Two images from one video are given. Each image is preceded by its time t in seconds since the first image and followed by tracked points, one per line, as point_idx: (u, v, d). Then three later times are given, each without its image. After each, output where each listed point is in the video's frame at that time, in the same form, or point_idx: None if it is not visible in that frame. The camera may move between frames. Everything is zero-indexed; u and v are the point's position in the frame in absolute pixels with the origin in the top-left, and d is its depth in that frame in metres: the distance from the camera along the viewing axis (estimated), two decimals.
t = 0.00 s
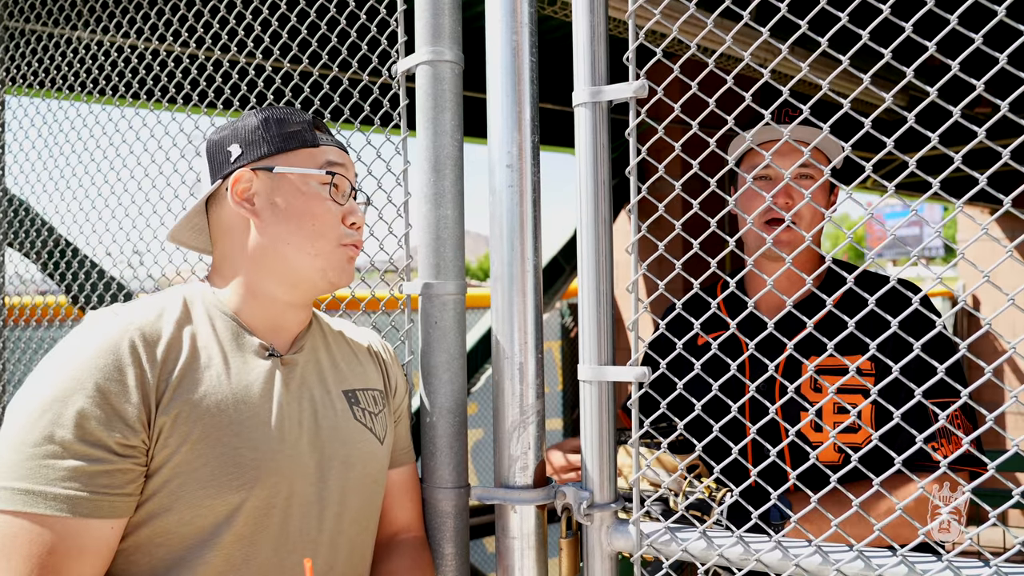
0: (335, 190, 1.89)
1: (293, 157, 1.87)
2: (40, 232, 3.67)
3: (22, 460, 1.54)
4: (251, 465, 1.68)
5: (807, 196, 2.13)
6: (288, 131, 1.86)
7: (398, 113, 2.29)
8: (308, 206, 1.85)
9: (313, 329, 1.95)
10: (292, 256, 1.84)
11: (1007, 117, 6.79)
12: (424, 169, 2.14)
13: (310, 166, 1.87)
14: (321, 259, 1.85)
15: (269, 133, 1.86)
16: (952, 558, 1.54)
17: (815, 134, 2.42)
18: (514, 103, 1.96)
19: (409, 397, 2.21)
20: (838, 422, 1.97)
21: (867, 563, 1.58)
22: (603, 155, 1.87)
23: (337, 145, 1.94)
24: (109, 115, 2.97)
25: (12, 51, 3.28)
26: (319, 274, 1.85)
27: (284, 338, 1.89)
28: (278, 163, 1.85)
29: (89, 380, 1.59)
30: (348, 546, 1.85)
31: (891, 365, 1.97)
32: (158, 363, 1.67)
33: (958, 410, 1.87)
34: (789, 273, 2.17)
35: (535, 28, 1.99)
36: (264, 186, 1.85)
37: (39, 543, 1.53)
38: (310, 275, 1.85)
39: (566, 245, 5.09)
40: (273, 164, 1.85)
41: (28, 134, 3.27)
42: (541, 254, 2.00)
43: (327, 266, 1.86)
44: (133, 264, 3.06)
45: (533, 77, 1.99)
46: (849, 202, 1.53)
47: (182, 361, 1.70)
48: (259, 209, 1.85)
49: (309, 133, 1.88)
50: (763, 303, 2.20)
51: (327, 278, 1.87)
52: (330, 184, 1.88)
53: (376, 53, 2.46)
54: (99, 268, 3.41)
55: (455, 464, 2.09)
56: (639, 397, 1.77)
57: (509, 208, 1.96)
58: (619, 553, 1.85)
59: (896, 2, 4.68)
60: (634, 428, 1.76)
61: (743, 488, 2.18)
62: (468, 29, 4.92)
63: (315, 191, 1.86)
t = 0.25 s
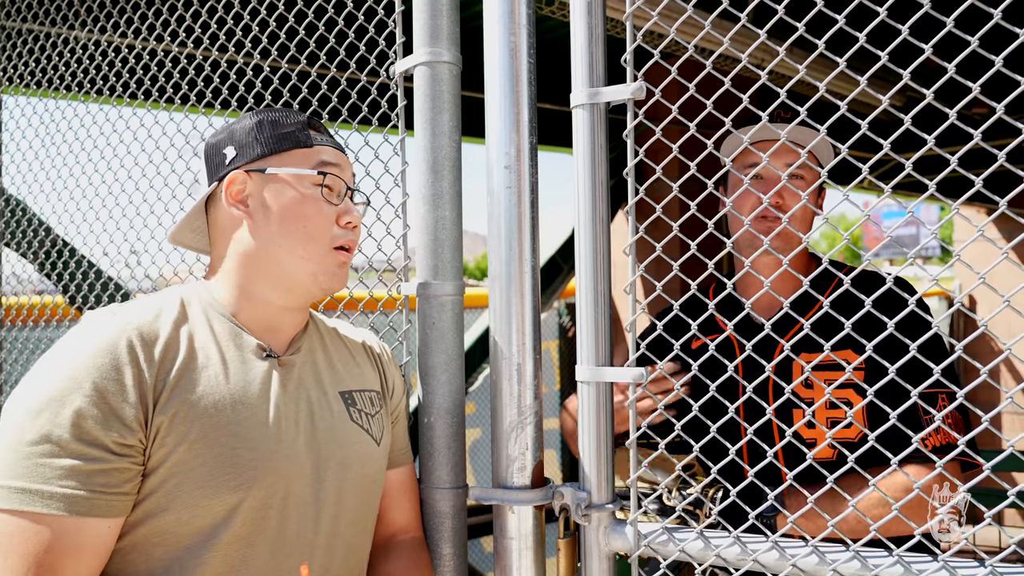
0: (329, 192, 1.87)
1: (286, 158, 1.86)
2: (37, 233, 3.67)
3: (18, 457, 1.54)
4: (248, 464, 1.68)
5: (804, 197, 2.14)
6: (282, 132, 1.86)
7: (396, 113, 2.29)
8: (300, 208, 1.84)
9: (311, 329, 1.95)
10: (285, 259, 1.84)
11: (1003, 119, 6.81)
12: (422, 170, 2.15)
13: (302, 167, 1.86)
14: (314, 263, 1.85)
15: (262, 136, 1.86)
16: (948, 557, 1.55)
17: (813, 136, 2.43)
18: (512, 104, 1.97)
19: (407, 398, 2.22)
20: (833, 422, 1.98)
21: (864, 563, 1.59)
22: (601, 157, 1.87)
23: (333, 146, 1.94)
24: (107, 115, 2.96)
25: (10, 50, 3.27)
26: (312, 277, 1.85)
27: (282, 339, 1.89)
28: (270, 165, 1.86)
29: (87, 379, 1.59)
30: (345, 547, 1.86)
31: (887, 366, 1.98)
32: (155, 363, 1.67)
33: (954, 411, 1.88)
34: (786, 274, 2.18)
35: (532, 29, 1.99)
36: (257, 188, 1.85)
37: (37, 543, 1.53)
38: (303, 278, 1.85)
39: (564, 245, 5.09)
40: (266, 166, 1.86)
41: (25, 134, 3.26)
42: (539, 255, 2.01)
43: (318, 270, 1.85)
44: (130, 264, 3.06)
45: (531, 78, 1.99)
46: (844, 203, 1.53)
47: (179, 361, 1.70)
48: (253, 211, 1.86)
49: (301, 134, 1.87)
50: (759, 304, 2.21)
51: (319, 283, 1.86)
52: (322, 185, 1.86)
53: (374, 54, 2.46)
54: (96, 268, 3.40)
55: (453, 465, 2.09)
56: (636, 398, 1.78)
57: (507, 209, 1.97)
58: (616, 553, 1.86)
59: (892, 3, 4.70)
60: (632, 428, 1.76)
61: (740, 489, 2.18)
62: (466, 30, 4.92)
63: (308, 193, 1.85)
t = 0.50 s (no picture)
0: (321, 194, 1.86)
1: (280, 160, 1.85)
2: (35, 233, 3.67)
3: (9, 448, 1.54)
4: (241, 460, 1.68)
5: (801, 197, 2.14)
6: (276, 134, 1.86)
7: (394, 114, 2.29)
8: (291, 211, 1.83)
9: (308, 328, 1.95)
10: (275, 262, 1.83)
11: (999, 120, 6.82)
12: (420, 170, 2.15)
13: (294, 169, 1.84)
14: (306, 266, 1.83)
15: (255, 138, 1.86)
16: (945, 557, 1.55)
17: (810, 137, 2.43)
18: (510, 104, 1.97)
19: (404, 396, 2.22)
20: (830, 421, 1.98)
21: (860, 562, 1.59)
22: (598, 156, 1.87)
23: (332, 148, 1.92)
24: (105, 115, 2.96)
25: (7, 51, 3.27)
26: (302, 279, 1.84)
27: (279, 337, 1.89)
28: (263, 167, 1.85)
29: (82, 374, 1.59)
30: (343, 545, 1.86)
31: (884, 365, 1.98)
32: (145, 361, 1.67)
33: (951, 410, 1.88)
34: (782, 274, 2.18)
35: (530, 29, 1.99)
36: (249, 190, 1.85)
37: (29, 543, 1.53)
38: (295, 281, 1.84)
39: (562, 246, 5.09)
40: (259, 168, 1.85)
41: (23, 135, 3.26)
42: (537, 255, 2.01)
43: (308, 273, 1.84)
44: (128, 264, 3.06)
45: (528, 77, 1.99)
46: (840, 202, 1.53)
47: (170, 358, 1.70)
48: (245, 213, 1.86)
49: (295, 136, 1.86)
50: (755, 303, 2.22)
51: (309, 284, 1.85)
52: (314, 189, 1.85)
53: (372, 54, 2.46)
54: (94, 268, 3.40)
55: (451, 464, 2.10)
56: (634, 396, 1.78)
57: (504, 209, 1.97)
58: (614, 553, 1.86)
59: (890, 4, 4.71)
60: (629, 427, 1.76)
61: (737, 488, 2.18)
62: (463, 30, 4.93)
63: (301, 195, 1.84)
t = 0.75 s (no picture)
0: (321, 196, 1.84)
1: (281, 160, 1.86)
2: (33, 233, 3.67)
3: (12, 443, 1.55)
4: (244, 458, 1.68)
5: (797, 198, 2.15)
6: (277, 135, 1.87)
7: (392, 114, 2.30)
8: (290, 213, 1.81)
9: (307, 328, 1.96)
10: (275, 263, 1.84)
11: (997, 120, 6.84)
12: (418, 170, 2.15)
13: (294, 168, 1.86)
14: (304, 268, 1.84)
15: (256, 138, 1.87)
16: (941, 556, 1.55)
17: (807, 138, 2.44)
18: (508, 104, 1.97)
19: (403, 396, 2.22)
20: (827, 421, 1.98)
21: (857, 561, 1.59)
22: (595, 157, 1.88)
23: (336, 150, 1.92)
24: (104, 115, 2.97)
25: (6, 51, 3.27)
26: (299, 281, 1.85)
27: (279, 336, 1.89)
28: (263, 168, 1.85)
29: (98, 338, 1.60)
30: (337, 544, 1.88)
31: (880, 366, 1.98)
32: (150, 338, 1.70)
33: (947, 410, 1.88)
34: (779, 275, 2.19)
35: (527, 30, 2.00)
36: (249, 191, 1.85)
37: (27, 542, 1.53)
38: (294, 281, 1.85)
39: (560, 246, 5.09)
40: (259, 169, 1.86)
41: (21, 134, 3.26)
42: (534, 255, 2.01)
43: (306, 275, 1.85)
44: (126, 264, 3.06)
45: (526, 78, 2.00)
46: (835, 203, 1.54)
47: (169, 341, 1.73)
48: (245, 214, 1.86)
49: (295, 136, 1.87)
50: (752, 304, 2.23)
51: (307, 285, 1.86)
52: (315, 190, 1.84)
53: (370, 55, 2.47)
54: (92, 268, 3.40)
55: (448, 464, 2.10)
56: (631, 396, 1.78)
57: (502, 209, 1.97)
58: (611, 552, 1.86)
59: (886, 5, 4.72)
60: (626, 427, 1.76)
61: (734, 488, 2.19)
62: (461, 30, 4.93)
63: (300, 197, 1.83)
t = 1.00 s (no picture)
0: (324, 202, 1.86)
1: (284, 165, 1.86)
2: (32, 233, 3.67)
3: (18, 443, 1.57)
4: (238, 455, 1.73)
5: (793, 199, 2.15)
6: (282, 140, 1.87)
7: (389, 115, 2.30)
8: (292, 221, 1.83)
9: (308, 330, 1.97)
10: (278, 265, 1.85)
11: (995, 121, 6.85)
12: (416, 171, 2.16)
13: (298, 177, 1.85)
14: (303, 271, 1.86)
15: (262, 142, 1.87)
16: (935, 557, 1.56)
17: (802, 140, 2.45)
18: (505, 106, 1.98)
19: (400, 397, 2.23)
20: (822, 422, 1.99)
21: (851, 562, 1.60)
22: (592, 158, 1.88)
23: (339, 156, 1.93)
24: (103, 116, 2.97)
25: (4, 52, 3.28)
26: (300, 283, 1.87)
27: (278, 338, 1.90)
28: (267, 172, 1.86)
29: (132, 303, 1.68)
30: (335, 544, 1.89)
31: (875, 367, 1.99)
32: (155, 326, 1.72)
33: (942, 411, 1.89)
34: (775, 276, 2.19)
35: (524, 32, 2.00)
36: (253, 193, 1.87)
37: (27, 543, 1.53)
38: (295, 283, 1.87)
39: (559, 246, 5.10)
40: (263, 173, 1.87)
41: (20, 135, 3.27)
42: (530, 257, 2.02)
43: (308, 279, 1.87)
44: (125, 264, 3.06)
45: (523, 80, 2.00)
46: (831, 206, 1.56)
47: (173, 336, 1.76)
48: (248, 216, 1.88)
49: (300, 142, 1.87)
50: (748, 305, 2.23)
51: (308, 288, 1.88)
52: (317, 194, 1.85)
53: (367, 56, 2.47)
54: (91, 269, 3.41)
55: (446, 465, 2.10)
56: (627, 397, 1.79)
57: (499, 210, 1.98)
58: (607, 552, 1.87)
59: (882, 8, 4.74)
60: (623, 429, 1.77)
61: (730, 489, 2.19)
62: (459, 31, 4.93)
63: (302, 201, 1.84)
